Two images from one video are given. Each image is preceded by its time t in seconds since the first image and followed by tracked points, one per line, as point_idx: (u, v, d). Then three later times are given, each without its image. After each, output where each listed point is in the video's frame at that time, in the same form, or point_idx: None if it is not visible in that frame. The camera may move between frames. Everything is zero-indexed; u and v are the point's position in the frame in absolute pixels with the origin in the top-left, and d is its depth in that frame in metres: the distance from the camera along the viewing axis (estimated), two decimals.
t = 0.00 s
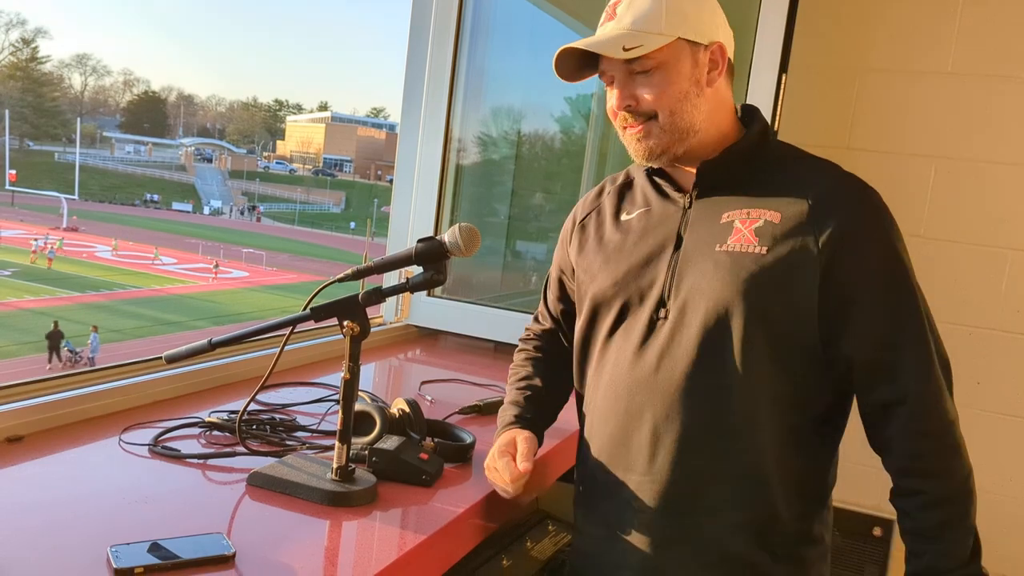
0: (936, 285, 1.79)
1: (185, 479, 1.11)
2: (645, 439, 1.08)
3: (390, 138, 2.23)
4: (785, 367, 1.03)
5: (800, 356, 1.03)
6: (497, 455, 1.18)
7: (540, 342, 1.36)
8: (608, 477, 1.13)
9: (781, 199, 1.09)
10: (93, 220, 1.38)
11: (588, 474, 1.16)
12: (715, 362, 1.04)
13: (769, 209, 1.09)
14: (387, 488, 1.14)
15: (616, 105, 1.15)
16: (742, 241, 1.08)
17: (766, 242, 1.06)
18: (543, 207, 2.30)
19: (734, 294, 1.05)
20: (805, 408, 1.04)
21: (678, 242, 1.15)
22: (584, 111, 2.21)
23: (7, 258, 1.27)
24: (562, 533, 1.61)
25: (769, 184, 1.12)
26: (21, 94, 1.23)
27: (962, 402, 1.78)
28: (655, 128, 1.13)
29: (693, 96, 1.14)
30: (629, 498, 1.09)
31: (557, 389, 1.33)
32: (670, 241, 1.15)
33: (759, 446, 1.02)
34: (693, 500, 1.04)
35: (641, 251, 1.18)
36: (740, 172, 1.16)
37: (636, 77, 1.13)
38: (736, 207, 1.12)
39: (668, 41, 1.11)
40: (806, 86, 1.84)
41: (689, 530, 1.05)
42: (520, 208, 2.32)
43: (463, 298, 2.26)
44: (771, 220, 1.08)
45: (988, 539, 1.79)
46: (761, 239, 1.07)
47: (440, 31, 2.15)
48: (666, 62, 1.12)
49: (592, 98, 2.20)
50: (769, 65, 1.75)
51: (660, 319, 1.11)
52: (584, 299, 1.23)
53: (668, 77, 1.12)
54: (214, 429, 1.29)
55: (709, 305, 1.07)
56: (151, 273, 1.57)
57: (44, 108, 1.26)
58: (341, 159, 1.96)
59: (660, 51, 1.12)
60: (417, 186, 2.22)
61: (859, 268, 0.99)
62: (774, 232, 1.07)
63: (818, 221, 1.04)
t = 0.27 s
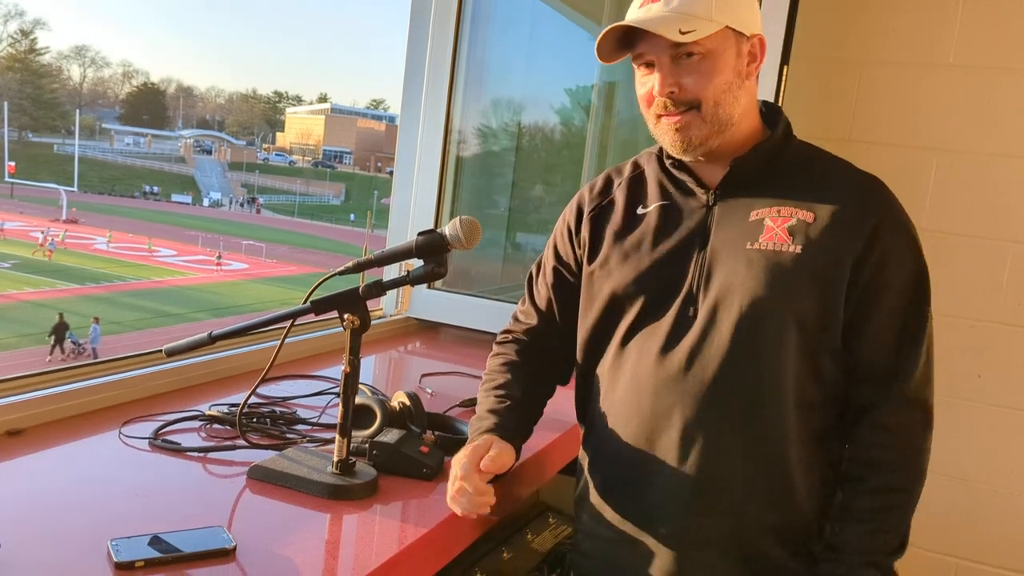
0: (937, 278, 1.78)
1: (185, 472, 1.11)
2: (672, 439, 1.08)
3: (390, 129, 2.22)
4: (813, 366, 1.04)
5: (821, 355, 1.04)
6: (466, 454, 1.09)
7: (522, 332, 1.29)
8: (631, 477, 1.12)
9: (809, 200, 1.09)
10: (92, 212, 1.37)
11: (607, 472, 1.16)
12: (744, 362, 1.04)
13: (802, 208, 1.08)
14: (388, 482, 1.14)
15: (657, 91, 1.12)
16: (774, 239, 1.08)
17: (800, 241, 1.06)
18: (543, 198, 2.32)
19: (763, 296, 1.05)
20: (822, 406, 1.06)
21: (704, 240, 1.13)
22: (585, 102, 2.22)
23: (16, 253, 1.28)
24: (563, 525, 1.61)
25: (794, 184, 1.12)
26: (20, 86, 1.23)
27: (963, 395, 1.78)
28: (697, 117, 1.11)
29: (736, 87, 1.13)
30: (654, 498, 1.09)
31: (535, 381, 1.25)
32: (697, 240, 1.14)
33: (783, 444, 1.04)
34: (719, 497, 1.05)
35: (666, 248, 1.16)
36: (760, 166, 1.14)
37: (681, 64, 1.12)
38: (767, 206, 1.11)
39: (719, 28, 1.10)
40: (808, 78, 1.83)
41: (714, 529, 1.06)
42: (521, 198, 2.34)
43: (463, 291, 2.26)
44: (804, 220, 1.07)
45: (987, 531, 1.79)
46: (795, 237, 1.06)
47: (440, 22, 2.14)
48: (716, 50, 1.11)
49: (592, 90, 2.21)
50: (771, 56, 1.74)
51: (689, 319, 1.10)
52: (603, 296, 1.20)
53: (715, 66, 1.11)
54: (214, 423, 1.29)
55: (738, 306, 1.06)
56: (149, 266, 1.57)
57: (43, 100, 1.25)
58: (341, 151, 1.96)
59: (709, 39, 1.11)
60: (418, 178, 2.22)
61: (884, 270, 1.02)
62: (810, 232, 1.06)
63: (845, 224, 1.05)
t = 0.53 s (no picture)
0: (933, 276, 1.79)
1: (182, 471, 1.11)
2: (701, 432, 1.08)
3: (387, 126, 2.22)
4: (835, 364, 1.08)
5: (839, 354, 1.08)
6: (414, 470, 0.96)
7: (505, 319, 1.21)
8: (653, 473, 1.11)
9: (835, 201, 1.13)
10: (88, 210, 1.37)
11: (626, 469, 1.14)
12: (777, 357, 1.07)
13: (829, 209, 1.12)
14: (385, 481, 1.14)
15: (702, 80, 1.13)
16: (805, 237, 1.10)
17: (828, 238, 1.10)
18: (540, 195, 2.32)
19: (795, 294, 1.08)
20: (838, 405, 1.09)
21: (732, 237, 1.13)
22: (581, 99, 2.25)
23: (13, 251, 1.28)
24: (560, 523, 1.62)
25: (815, 187, 1.15)
26: (16, 83, 1.23)
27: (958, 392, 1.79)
28: (739, 109, 1.12)
29: (777, 83, 1.16)
30: (681, 489, 1.08)
31: (514, 375, 1.17)
32: (724, 237, 1.14)
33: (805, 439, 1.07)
34: (745, 491, 1.06)
35: (695, 243, 1.14)
36: (784, 168, 1.16)
37: (728, 54, 1.13)
38: (793, 205, 1.13)
39: (768, 21, 1.12)
40: (805, 76, 1.83)
41: (737, 522, 1.07)
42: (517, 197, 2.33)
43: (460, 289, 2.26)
44: (833, 221, 1.11)
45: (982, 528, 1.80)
46: (824, 235, 1.10)
47: (438, 20, 2.14)
48: (764, 43, 1.13)
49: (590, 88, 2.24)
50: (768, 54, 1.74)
51: (719, 314, 1.10)
52: (625, 291, 1.17)
53: (760, 59, 1.13)
54: (210, 421, 1.29)
55: (770, 303, 1.08)
56: (144, 264, 1.54)
57: (39, 97, 1.25)
58: (338, 148, 1.96)
59: (758, 31, 1.13)
60: (415, 176, 2.22)
61: (906, 272, 1.09)
62: (840, 233, 1.10)
63: (869, 228, 1.10)
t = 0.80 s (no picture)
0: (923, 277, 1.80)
1: (173, 472, 1.11)
2: (718, 431, 1.07)
3: (380, 128, 2.22)
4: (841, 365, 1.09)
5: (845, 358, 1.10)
6: (367, 518, 0.90)
7: (492, 322, 1.17)
8: (671, 474, 1.09)
9: (840, 203, 1.14)
10: (79, 211, 1.36)
11: (641, 472, 1.12)
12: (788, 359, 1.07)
13: (836, 212, 1.13)
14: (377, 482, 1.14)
15: (723, 75, 1.13)
16: (814, 238, 1.11)
17: (837, 241, 1.11)
18: (533, 197, 2.33)
19: (808, 294, 1.09)
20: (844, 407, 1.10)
21: (739, 241, 1.13)
22: (573, 101, 2.26)
23: (12, 254, 1.30)
24: (552, 524, 1.62)
25: (820, 191, 1.16)
26: (6, 83, 1.22)
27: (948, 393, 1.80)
28: (758, 106, 1.13)
29: (795, 82, 1.17)
30: (694, 491, 1.08)
31: (500, 381, 1.12)
32: (732, 240, 1.13)
33: (817, 438, 1.08)
34: (762, 489, 1.06)
35: (703, 246, 1.14)
36: (787, 172, 1.16)
37: (748, 50, 1.14)
38: (796, 207, 1.14)
39: (788, 20, 1.14)
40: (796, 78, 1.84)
41: (755, 522, 1.06)
42: (511, 198, 2.34)
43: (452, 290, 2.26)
44: (842, 222, 1.12)
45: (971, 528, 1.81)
46: (834, 237, 1.11)
47: (431, 21, 2.14)
48: (784, 41, 1.14)
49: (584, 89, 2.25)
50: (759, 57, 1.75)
51: (727, 319, 1.10)
52: (632, 294, 1.15)
53: (780, 57, 1.14)
54: (201, 423, 1.29)
55: (784, 304, 1.08)
56: (136, 265, 1.55)
57: (29, 96, 1.25)
58: (330, 149, 1.95)
59: (779, 29, 1.14)
60: (407, 177, 2.22)
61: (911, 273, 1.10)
62: (849, 233, 1.12)
63: (877, 231, 1.12)
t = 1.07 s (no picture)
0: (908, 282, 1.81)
1: (160, 477, 1.11)
2: (712, 447, 1.08)
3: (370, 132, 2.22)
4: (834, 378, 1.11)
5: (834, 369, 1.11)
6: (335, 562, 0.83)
7: (477, 341, 1.07)
8: (664, 491, 1.10)
9: (833, 215, 1.14)
10: (69, 215, 1.36)
11: (634, 489, 1.12)
12: (787, 373, 1.07)
13: (830, 225, 1.13)
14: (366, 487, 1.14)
15: (704, 78, 1.12)
16: (809, 254, 1.11)
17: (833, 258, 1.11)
18: (524, 201, 2.34)
19: (800, 308, 1.08)
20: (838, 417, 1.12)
21: (732, 252, 1.12)
22: (565, 106, 2.26)
23: (4, 260, 1.29)
24: (541, 528, 1.62)
25: (813, 202, 1.16)
26: None
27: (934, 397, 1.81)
28: (740, 109, 1.12)
29: (777, 85, 1.17)
30: (697, 505, 1.09)
31: (483, 402, 1.03)
32: (725, 251, 1.12)
33: (812, 449, 1.09)
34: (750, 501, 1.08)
35: (696, 258, 1.12)
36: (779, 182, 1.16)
37: (730, 51, 1.13)
38: (792, 219, 1.13)
39: (771, 19, 1.13)
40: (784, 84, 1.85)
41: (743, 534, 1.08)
42: (501, 202, 2.35)
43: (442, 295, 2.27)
44: (835, 236, 1.13)
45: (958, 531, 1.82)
46: (828, 253, 1.11)
47: (420, 25, 2.15)
48: (767, 41, 1.13)
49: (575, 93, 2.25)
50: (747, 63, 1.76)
51: (721, 336, 1.09)
52: (624, 307, 1.12)
53: (762, 58, 1.13)
54: (189, 428, 1.28)
55: (776, 321, 1.08)
56: (125, 270, 1.54)
57: (18, 100, 1.25)
58: (321, 153, 1.96)
59: (760, 29, 1.13)
60: (397, 181, 2.22)
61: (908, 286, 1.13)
62: (843, 249, 1.12)
63: (871, 244, 1.13)
